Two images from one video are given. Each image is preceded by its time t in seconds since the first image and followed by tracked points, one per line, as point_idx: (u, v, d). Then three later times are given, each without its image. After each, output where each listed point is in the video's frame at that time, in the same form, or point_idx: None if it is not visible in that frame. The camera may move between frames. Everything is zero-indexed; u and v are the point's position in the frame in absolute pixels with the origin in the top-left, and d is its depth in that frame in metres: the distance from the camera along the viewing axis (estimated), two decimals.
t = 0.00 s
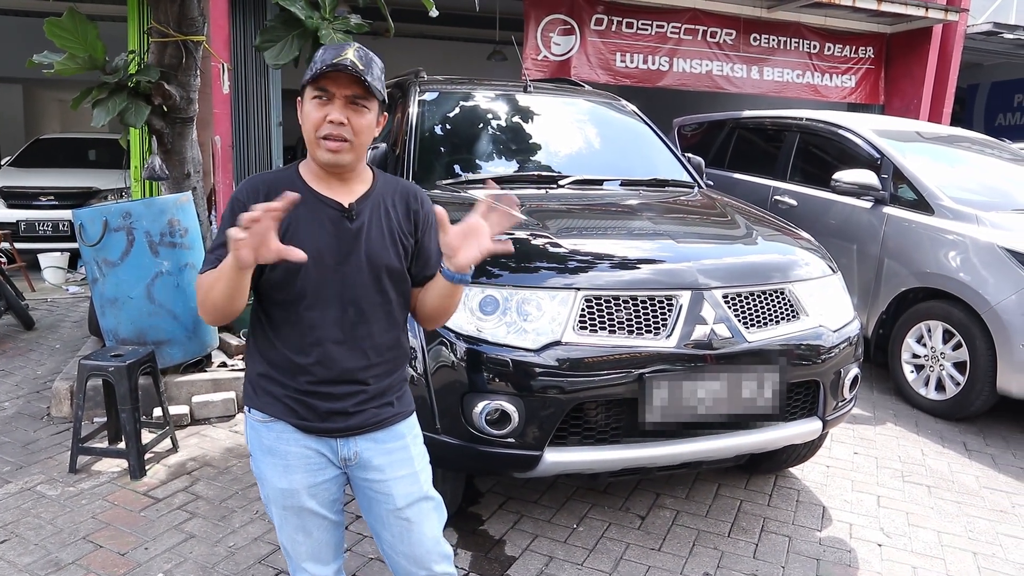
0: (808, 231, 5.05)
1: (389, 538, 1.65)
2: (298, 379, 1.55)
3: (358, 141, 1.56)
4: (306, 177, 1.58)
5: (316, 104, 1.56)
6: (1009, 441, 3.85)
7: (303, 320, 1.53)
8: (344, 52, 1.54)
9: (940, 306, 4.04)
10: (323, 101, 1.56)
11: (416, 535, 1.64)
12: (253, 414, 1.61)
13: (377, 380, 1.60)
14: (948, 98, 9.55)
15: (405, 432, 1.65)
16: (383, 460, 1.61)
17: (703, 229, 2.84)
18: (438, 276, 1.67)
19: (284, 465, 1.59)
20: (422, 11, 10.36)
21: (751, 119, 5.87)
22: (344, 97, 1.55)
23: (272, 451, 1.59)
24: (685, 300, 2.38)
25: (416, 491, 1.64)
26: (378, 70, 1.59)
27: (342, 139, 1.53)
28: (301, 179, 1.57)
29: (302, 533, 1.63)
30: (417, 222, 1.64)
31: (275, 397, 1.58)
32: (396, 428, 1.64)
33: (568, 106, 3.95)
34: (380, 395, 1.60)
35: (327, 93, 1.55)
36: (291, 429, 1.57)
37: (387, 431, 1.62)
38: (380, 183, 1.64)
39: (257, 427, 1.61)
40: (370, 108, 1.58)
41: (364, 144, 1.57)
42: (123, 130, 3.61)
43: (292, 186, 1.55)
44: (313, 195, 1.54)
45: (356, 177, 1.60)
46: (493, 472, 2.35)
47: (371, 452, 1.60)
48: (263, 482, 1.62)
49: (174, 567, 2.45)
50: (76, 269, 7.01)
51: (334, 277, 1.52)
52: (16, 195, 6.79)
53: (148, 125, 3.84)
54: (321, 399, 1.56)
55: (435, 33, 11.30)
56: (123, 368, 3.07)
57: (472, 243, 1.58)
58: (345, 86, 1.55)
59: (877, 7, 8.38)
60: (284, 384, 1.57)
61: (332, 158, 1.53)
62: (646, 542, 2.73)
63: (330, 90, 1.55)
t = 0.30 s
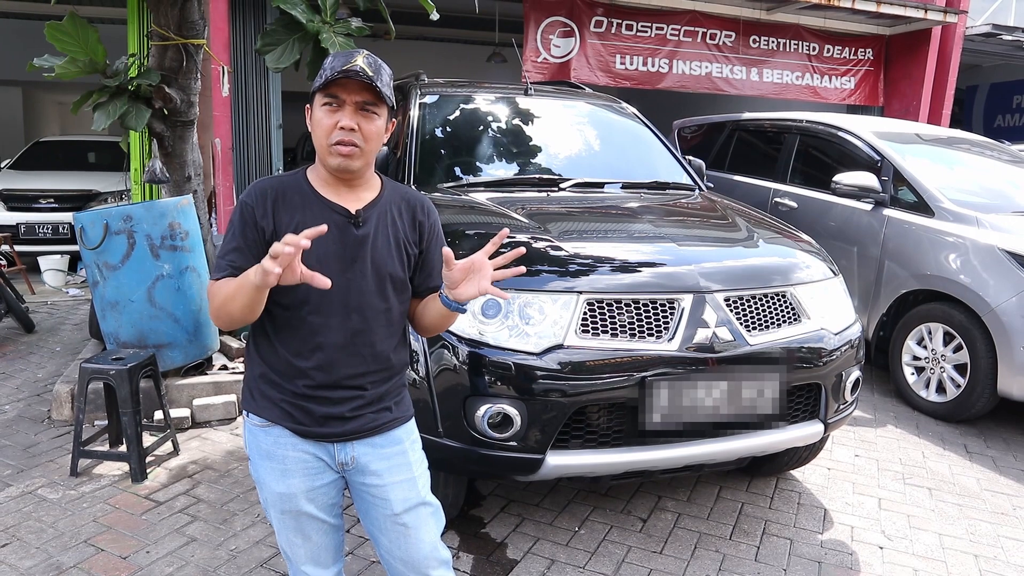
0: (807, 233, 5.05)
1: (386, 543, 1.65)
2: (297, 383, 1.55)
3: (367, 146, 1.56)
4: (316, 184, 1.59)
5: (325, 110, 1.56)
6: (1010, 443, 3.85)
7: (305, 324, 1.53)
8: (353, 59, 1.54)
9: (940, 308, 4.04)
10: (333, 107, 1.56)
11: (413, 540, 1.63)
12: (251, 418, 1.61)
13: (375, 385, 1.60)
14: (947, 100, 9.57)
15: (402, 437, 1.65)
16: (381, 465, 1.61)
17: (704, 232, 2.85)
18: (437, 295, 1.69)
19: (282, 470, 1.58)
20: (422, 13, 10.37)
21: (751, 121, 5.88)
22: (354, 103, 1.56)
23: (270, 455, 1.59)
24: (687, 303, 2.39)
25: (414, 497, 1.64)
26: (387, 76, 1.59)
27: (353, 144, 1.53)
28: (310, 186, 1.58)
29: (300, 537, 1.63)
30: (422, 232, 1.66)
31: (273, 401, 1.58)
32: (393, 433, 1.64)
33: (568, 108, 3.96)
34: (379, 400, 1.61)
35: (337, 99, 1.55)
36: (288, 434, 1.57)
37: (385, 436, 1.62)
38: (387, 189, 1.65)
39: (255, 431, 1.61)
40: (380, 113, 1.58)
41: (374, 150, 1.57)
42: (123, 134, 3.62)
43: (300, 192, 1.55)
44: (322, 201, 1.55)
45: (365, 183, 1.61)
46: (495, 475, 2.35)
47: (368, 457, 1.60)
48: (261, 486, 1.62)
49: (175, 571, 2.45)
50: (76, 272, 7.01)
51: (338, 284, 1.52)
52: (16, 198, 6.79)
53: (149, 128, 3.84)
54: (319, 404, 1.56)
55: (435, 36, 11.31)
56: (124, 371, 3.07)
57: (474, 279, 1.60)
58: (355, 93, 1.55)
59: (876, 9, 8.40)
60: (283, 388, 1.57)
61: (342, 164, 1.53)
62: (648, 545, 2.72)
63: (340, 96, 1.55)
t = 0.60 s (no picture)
0: (807, 235, 5.06)
1: (386, 545, 1.65)
2: (295, 384, 1.55)
3: (393, 163, 1.57)
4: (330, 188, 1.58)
5: (358, 122, 1.53)
6: (1009, 446, 3.85)
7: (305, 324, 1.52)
8: (391, 77, 1.52)
9: (939, 311, 4.04)
10: (366, 120, 1.53)
11: (413, 543, 1.63)
12: (249, 422, 1.61)
13: (373, 388, 1.60)
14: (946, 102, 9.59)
15: (401, 439, 1.65)
16: (380, 467, 1.61)
17: (704, 235, 2.85)
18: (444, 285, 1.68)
19: (280, 474, 1.58)
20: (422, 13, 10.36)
21: (751, 123, 5.88)
22: (388, 120, 1.54)
23: (269, 459, 1.58)
24: (687, 306, 2.38)
25: (413, 499, 1.64)
26: (414, 91, 1.59)
27: (382, 161, 1.54)
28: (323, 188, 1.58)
29: (300, 540, 1.62)
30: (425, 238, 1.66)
31: (271, 404, 1.57)
32: (392, 436, 1.64)
33: (567, 110, 3.96)
34: (377, 403, 1.61)
35: (372, 114, 1.53)
36: (287, 437, 1.57)
37: (383, 439, 1.62)
38: (395, 197, 1.65)
39: (253, 435, 1.60)
40: (407, 129, 1.59)
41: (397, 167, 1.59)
42: (123, 135, 3.61)
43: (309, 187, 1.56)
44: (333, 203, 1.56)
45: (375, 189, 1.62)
46: (495, 478, 2.34)
47: (367, 459, 1.60)
48: (260, 490, 1.62)
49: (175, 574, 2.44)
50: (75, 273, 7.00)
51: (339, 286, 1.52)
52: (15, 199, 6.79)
53: (149, 130, 3.83)
54: (318, 407, 1.55)
55: (434, 37, 11.31)
56: (123, 374, 3.06)
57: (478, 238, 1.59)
58: (391, 111, 1.53)
59: (875, 11, 8.41)
60: (281, 391, 1.56)
61: (369, 180, 1.54)
62: (648, 547, 2.72)
63: (376, 112, 1.53)
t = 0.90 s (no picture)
0: (808, 234, 5.06)
1: (392, 545, 1.65)
2: (303, 387, 1.55)
3: (389, 155, 1.57)
4: (329, 188, 1.57)
5: (351, 115, 1.55)
6: (1012, 445, 3.85)
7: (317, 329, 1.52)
8: (382, 67, 1.54)
9: (941, 310, 4.04)
10: (359, 113, 1.55)
11: (420, 541, 1.64)
12: (254, 424, 1.60)
13: (380, 389, 1.62)
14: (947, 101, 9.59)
15: (406, 438, 1.67)
16: (388, 466, 1.62)
17: (706, 234, 2.85)
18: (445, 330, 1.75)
19: (288, 475, 1.57)
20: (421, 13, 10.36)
21: (751, 123, 5.88)
22: (381, 111, 1.56)
23: (276, 461, 1.57)
24: (690, 306, 2.38)
25: (420, 497, 1.65)
26: (409, 83, 1.61)
27: (377, 152, 1.54)
28: (324, 189, 1.56)
29: (307, 542, 1.62)
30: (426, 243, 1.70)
31: (278, 406, 1.57)
32: (398, 435, 1.66)
33: (568, 110, 3.96)
34: (383, 403, 1.63)
35: (365, 106, 1.55)
36: (295, 439, 1.56)
37: (390, 438, 1.64)
38: (397, 200, 1.67)
39: (260, 437, 1.59)
40: (402, 122, 1.60)
41: (394, 160, 1.59)
42: (124, 137, 3.61)
43: (315, 194, 1.54)
44: (338, 207, 1.54)
45: (376, 190, 1.61)
46: (499, 478, 2.34)
47: (375, 459, 1.61)
48: (266, 492, 1.61)
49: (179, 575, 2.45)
50: (76, 274, 7.00)
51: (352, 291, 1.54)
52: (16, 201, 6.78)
53: (150, 131, 3.83)
54: (326, 408, 1.56)
55: (434, 37, 11.30)
56: (126, 375, 3.06)
57: (497, 344, 1.66)
58: (383, 101, 1.55)
59: (875, 11, 8.41)
60: (288, 394, 1.56)
61: (364, 172, 1.53)
62: (651, 547, 2.72)
63: (368, 104, 1.55)
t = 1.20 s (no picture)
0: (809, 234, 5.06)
1: (396, 543, 1.65)
2: (306, 385, 1.55)
3: (386, 152, 1.58)
4: (326, 186, 1.58)
5: (347, 113, 1.55)
6: (1013, 445, 3.85)
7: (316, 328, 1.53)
8: (376, 63, 1.55)
9: (942, 310, 4.04)
10: (354, 110, 1.56)
11: (423, 539, 1.64)
12: (257, 424, 1.60)
13: (382, 386, 1.63)
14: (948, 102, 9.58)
15: (409, 436, 1.68)
16: (391, 464, 1.62)
17: (707, 233, 2.85)
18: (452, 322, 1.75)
19: (292, 474, 1.57)
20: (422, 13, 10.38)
21: (753, 123, 5.88)
22: (376, 107, 1.57)
23: (280, 460, 1.57)
24: (691, 304, 2.39)
25: (423, 495, 1.65)
26: (404, 80, 1.61)
27: (373, 149, 1.54)
28: (321, 187, 1.57)
29: (311, 542, 1.62)
30: (425, 238, 1.70)
31: (282, 405, 1.57)
32: (401, 432, 1.66)
33: (569, 109, 3.96)
34: (387, 400, 1.63)
35: (360, 103, 1.55)
36: (299, 437, 1.56)
37: (393, 435, 1.64)
38: (395, 196, 1.67)
39: (263, 436, 1.59)
40: (398, 118, 1.60)
41: (391, 156, 1.59)
42: (126, 135, 3.62)
43: (312, 192, 1.54)
44: (334, 204, 1.54)
45: (373, 187, 1.62)
46: (500, 476, 2.35)
47: (378, 457, 1.61)
48: (269, 492, 1.61)
49: (180, 572, 2.45)
50: (78, 273, 7.01)
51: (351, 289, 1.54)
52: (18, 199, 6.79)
53: (152, 130, 3.84)
54: (330, 406, 1.56)
55: (436, 37, 11.31)
56: (127, 373, 3.07)
57: (503, 334, 1.65)
58: (379, 98, 1.56)
59: (877, 11, 8.40)
60: (292, 392, 1.56)
61: (361, 169, 1.54)
62: (652, 546, 2.72)
63: (363, 100, 1.56)
